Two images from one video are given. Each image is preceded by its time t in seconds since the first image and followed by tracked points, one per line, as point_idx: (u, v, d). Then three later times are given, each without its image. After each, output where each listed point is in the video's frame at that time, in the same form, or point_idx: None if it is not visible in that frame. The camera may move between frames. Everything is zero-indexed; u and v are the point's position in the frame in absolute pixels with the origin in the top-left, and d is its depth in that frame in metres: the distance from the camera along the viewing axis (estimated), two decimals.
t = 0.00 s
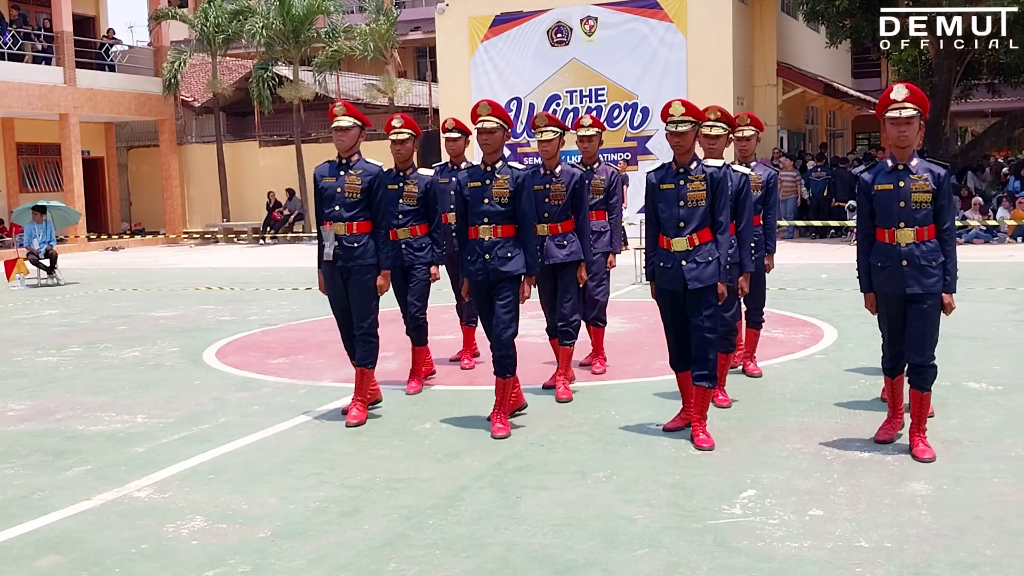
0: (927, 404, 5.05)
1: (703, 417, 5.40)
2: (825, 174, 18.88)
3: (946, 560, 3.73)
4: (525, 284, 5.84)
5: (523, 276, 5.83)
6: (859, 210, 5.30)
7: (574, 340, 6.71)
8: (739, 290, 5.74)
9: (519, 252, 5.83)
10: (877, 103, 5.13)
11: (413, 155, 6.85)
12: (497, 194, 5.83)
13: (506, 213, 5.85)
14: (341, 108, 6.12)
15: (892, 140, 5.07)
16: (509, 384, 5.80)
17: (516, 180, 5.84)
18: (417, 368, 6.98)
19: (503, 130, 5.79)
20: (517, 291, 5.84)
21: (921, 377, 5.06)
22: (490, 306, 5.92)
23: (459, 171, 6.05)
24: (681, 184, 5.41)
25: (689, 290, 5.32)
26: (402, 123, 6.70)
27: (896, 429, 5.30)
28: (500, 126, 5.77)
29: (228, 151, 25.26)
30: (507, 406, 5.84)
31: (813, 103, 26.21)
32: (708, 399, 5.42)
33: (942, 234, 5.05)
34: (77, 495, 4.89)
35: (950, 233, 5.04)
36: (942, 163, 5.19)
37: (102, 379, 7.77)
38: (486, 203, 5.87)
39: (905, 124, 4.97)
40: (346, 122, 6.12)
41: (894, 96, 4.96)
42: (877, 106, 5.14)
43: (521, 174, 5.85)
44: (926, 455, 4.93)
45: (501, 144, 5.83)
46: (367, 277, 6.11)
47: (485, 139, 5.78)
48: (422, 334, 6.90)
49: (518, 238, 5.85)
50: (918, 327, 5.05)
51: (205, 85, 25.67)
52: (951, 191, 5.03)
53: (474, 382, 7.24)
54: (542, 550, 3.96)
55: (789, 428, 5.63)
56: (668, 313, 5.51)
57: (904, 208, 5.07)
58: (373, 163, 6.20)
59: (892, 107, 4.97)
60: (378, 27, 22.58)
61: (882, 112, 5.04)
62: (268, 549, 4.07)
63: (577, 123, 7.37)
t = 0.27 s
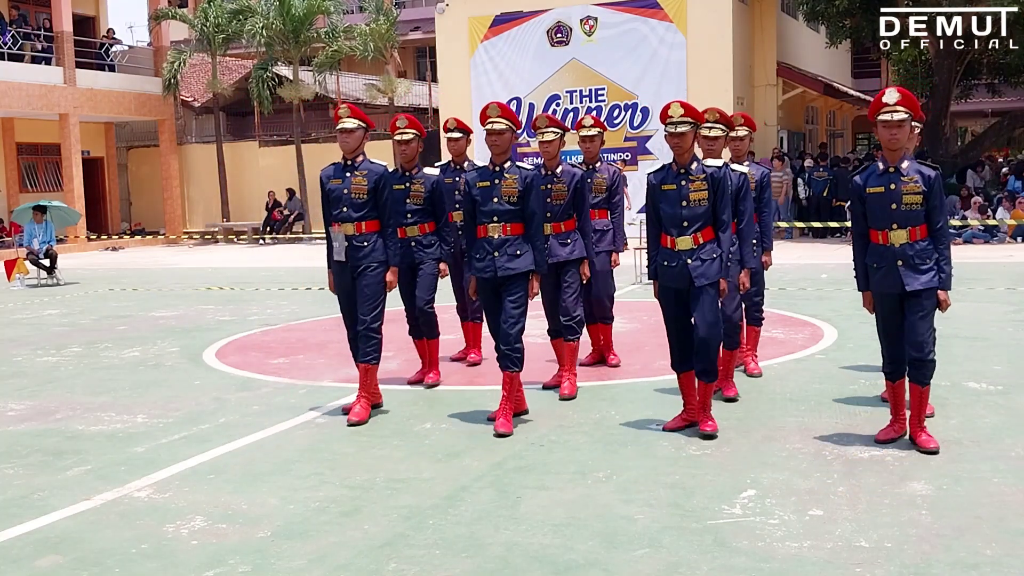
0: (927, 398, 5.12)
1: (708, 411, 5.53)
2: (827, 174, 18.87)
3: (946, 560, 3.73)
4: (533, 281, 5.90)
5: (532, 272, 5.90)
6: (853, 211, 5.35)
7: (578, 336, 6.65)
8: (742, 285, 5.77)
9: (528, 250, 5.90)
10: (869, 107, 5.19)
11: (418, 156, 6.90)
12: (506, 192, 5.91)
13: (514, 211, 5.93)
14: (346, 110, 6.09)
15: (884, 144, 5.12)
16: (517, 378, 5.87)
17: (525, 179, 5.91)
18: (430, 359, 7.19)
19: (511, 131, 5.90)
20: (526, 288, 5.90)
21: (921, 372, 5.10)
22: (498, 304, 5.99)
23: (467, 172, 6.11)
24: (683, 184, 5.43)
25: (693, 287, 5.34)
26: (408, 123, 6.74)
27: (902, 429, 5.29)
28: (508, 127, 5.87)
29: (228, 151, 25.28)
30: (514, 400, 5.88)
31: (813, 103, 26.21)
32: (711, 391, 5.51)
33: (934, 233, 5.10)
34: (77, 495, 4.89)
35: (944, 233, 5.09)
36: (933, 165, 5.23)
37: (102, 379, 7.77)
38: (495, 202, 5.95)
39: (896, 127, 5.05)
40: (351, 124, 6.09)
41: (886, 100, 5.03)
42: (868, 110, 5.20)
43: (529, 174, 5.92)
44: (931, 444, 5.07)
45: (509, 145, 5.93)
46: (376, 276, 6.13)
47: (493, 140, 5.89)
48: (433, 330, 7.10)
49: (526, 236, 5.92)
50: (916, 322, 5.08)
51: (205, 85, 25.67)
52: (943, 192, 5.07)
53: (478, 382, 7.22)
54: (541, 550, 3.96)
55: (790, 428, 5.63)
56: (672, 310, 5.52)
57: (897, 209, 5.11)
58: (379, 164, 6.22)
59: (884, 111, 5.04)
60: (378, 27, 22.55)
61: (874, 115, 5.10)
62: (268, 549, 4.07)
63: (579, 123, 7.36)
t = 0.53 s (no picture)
0: (919, 393, 5.21)
1: (711, 407, 5.65)
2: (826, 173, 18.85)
3: (945, 559, 3.73)
4: (538, 279, 5.94)
5: (537, 270, 5.92)
6: (853, 209, 5.35)
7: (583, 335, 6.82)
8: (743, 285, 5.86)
9: (533, 247, 5.91)
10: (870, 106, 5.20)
11: (423, 154, 6.91)
12: (511, 191, 5.92)
13: (519, 209, 5.93)
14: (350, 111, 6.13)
15: (884, 143, 5.13)
16: (533, 372, 5.99)
17: (530, 178, 5.92)
18: (439, 359, 7.30)
19: (517, 129, 5.88)
20: (530, 286, 5.94)
21: (915, 368, 5.17)
22: (502, 302, 6.00)
23: (474, 170, 6.13)
24: (686, 182, 5.43)
25: (694, 287, 5.35)
26: (413, 123, 6.72)
27: (900, 429, 5.30)
28: (514, 125, 5.86)
29: (227, 151, 25.29)
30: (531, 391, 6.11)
31: (812, 103, 26.21)
32: (714, 389, 5.61)
33: (932, 234, 5.11)
34: (76, 495, 4.89)
35: (942, 234, 5.09)
36: (932, 165, 5.25)
37: (101, 379, 7.77)
38: (500, 200, 5.95)
39: (897, 125, 5.06)
40: (355, 125, 6.14)
41: (886, 99, 5.05)
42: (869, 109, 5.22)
43: (534, 173, 5.94)
44: (926, 439, 5.20)
45: (515, 143, 5.92)
46: (379, 274, 6.13)
47: (499, 137, 5.87)
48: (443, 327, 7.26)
49: (531, 234, 5.93)
50: (914, 320, 5.11)
51: (204, 85, 25.66)
52: (942, 192, 5.08)
53: (480, 382, 7.21)
54: (540, 550, 3.96)
55: (788, 428, 5.63)
56: (672, 310, 5.51)
57: (896, 208, 5.12)
58: (382, 163, 6.21)
59: (885, 110, 5.06)
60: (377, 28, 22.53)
61: (874, 115, 5.12)
62: (267, 549, 4.07)
63: (580, 122, 7.34)
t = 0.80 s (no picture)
0: (914, 393, 5.21)
1: (705, 406, 5.65)
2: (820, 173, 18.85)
3: (938, 559, 3.74)
4: (536, 279, 5.93)
5: (535, 269, 5.91)
6: (848, 209, 5.36)
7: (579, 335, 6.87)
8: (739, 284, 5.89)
9: (530, 247, 5.90)
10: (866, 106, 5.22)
11: (420, 153, 6.91)
12: (509, 190, 5.91)
13: (517, 208, 5.92)
14: (349, 110, 6.11)
15: (880, 142, 5.14)
16: (531, 371, 5.99)
17: (528, 177, 5.92)
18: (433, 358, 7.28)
19: (516, 128, 5.89)
20: (529, 285, 5.94)
21: (909, 367, 5.20)
22: (500, 301, 6.00)
23: (472, 169, 6.13)
24: (683, 182, 5.43)
25: (691, 286, 5.36)
26: (411, 122, 6.72)
27: (894, 429, 5.31)
28: (513, 124, 5.87)
29: (221, 151, 25.27)
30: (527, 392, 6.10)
31: (806, 104, 26.26)
32: (709, 389, 5.60)
33: (927, 233, 5.13)
34: (69, 495, 4.88)
35: (936, 233, 5.11)
36: (928, 165, 5.26)
37: (94, 380, 7.75)
38: (498, 199, 5.95)
39: (893, 125, 5.05)
40: (353, 124, 6.12)
41: (882, 99, 5.08)
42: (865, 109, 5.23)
43: (532, 172, 5.93)
44: (919, 438, 5.21)
45: (513, 142, 5.92)
46: (377, 273, 6.14)
47: (498, 136, 5.88)
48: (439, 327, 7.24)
49: (529, 233, 5.92)
50: (908, 318, 5.13)
51: (198, 85, 25.64)
52: (937, 192, 5.10)
53: (475, 382, 7.20)
54: (534, 550, 3.96)
55: (782, 428, 5.64)
56: (668, 309, 5.52)
57: (891, 207, 5.13)
58: (381, 163, 6.20)
59: (881, 110, 5.08)
60: (372, 29, 22.82)
61: (871, 114, 5.13)
62: (261, 550, 4.06)
63: (576, 122, 7.37)
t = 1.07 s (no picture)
0: (899, 392, 5.24)
1: (692, 406, 5.67)
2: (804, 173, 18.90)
3: (923, 558, 3.76)
4: (525, 280, 5.94)
5: (523, 269, 5.91)
6: (834, 208, 5.38)
7: (566, 334, 6.90)
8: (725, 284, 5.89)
9: (519, 247, 5.90)
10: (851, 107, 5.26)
11: (408, 153, 6.90)
12: (497, 190, 5.92)
13: (506, 208, 5.92)
14: (338, 110, 6.10)
15: (866, 142, 5.18)
16: (518, 372, 6.00)
17: (516, 177, 5.92)
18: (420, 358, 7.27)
19: (504, 129, 5.88)
20: (517, 285, 5.94)
21: (894, 366, 5.23)
22: (487, 301, 6.00)
23: (460, 169, 6.13)
24: (670, 183, 5.44)
25: (677, 286, 5.38)
26: (398, 122, 6.72)
27: (878, 428, 5.35)
28: (502, 124, 5.86)
29: (206, 150, 25.19)
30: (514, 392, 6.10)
31: (790, 104, 26.36)
32: (695, 388, 5.63)
33: (912, 233, 5.16)
34: (54, 496, 4.86)
35: (921, 233, 5.15)
36: (913, 165, 5.30)
37: (79, 381, 7.71)
38: (486, 199, 5.95)
39: (878, 125, 5.10)
40: (342, 123, 6.11)
41: (868, 99, 5.12)
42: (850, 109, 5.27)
43: (521, 172, 5.93)
44: (904, 437, 5.23)
45: (501, 142, 5.93)
46: (364, 273, 6.13)
47: (486, 136, 5.88)
48: (425, 328, 7.31)
49: (517, 233, 5.92)
50: (893, 317, 5.17)
51: (183, 84, 25.53)
52: (922, 191, 5.13)
53: (462, 382, 7.20)
54: (521, 550, 3.96)
55: (767, 427, 5.65)
56: (655, 309, 5.54)
57: (877, 207, 5.16)
58: (369, 163, 6.19)
59: (866, 111, 5.11)
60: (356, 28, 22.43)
61: (857, 115, 5.17)
62: (247, 551, 4.05)
63: (565, 122, 7.38)
